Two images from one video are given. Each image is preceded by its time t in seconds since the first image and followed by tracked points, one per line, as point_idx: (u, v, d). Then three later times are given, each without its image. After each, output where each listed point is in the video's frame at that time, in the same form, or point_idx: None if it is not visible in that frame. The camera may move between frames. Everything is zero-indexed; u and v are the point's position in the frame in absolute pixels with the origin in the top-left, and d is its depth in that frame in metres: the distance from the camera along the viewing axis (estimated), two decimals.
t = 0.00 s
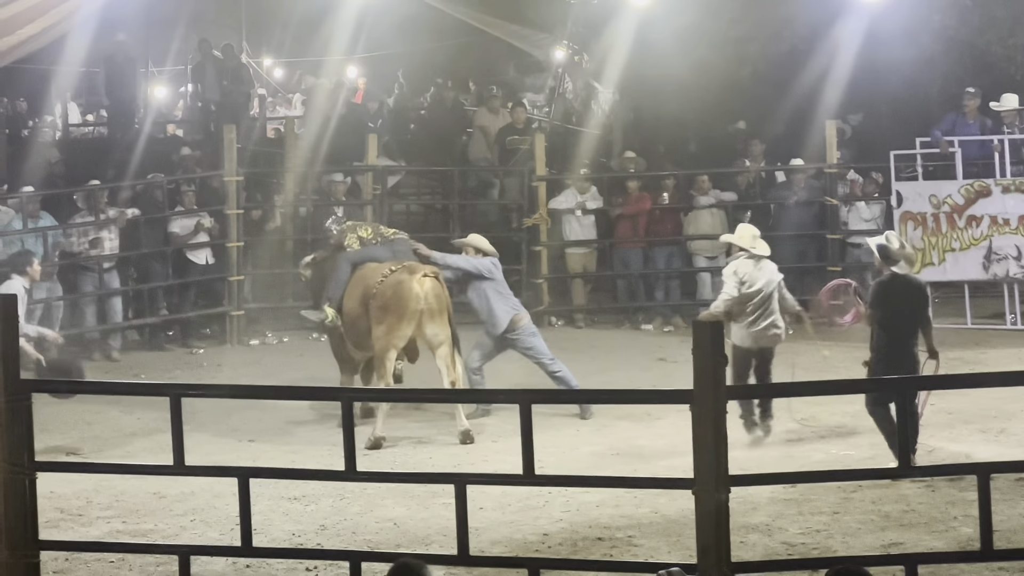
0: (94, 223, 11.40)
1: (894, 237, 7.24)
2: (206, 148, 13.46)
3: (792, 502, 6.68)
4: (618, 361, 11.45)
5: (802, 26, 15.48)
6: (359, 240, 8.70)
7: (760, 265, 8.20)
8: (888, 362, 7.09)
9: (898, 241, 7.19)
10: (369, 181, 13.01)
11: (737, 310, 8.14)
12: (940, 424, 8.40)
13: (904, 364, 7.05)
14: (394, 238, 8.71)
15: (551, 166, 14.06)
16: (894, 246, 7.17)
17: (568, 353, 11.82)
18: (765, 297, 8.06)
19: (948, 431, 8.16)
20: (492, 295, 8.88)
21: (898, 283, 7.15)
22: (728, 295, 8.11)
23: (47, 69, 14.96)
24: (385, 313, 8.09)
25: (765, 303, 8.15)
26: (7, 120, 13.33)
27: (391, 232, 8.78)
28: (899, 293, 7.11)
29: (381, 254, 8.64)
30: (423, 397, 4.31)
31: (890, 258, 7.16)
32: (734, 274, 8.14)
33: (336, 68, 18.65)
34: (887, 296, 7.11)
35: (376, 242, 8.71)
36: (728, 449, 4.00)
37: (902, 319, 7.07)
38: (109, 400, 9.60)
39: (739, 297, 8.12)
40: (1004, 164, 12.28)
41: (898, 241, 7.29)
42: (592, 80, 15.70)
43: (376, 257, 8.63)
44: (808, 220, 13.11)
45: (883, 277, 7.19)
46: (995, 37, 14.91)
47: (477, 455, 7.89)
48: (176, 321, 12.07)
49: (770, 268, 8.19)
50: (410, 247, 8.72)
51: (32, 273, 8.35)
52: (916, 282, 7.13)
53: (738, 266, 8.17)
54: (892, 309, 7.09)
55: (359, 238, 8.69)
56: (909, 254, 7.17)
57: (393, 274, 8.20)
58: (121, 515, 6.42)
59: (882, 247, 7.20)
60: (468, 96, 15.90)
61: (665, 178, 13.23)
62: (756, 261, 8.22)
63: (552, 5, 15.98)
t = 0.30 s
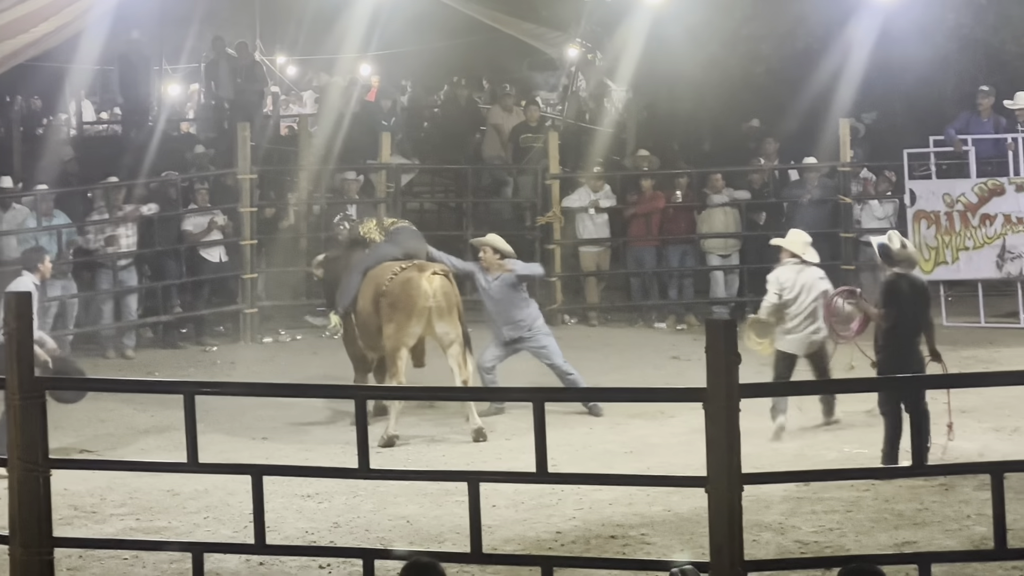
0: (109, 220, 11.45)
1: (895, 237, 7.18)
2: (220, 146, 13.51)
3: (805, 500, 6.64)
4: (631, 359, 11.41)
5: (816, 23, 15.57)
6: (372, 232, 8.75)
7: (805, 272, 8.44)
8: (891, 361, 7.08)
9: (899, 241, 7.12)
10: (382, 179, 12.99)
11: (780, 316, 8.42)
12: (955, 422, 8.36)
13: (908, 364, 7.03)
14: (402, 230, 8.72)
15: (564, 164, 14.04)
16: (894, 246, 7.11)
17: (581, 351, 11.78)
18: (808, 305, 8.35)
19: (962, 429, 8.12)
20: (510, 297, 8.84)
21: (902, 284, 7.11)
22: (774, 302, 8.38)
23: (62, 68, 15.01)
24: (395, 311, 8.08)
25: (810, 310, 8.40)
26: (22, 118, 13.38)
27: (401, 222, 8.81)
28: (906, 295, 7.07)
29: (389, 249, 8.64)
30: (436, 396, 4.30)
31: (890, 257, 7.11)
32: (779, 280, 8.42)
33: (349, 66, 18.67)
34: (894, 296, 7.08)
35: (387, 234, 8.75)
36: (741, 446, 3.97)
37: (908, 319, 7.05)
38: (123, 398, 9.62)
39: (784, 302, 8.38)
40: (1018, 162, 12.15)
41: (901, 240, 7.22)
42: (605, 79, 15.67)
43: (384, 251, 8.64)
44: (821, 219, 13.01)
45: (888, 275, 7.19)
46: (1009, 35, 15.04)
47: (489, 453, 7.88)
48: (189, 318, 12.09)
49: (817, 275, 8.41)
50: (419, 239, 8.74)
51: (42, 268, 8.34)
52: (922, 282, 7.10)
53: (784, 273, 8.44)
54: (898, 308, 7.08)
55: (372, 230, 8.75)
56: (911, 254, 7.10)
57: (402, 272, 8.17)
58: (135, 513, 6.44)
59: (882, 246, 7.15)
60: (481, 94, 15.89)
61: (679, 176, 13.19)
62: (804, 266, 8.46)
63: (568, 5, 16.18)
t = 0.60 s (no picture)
0: (135, 217, 11.50)
1: (912, 235, 7.23)
2: (243, 145, 13.56)
3: (828, 499, 6.58)
4: (652, 357, 11.36)
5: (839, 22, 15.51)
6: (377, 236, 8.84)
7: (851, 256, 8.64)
8: (910, 360, 7.03)
9: (915, 240, 7.17)
10: (405, 177, 12.98)
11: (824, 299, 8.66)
12: (980, 420, 8.27)
13: (927, 361, 6.98)
14: (400, 237, 8.69)
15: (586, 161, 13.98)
16: (910, 244, 7.18)
17: (603, 348, 11.73)
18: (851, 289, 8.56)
19: (988, 428, 8.03)
20: (537, 291, 8.77)
21: (917, 280, 7.04)
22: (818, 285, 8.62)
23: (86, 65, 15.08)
24: (422, 308, 8.06)
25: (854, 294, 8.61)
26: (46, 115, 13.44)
27: (402, 227, 8.75)
28: (921, 293, 6.98)
29: (387, 260, 8.65)
30: (459, 393, 4.27)
31: (906, 256, 7.18)
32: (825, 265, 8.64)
33: (371, 63, 18.67)
34: (909, 295, 7.00)
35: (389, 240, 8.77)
36: (765, 445, 3.93)
37: (925, 318, 6.97)
38: (146, 394, 9.66)
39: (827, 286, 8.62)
40: None
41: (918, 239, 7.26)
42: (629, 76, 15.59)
43: (382, 264, 8.66)
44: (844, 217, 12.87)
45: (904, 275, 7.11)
46: None
47: (512, 451, 7.86)
48: (212, 315, 12.13)
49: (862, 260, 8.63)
50: (417, 245, 8.67)
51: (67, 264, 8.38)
52: (938, 279, 6.99)
53: (830, 256, 8.64)
54: (915, 307, 7.00)
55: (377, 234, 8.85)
56: (927, 252, 7.16)
57: (430, 269, 8.16)
58: (158, 509, 6.45)
59: (898, 245, 7.24)
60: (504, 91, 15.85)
61: (702, 174, 13.11)
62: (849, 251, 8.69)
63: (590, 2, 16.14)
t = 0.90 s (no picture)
0: (157, 211, 11.52)
1: (934, 230, 7.06)
2: (265, 139, 13.60)
3: (850, 495, 6.51)
4: (673, 352, 11.29)
5: (863, 17, 15.07)
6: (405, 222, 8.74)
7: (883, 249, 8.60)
8: (930, 357, 6.98)
9: (938, 235, 7.02)
10: (427, 172, 12.95)
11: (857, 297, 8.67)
12: (1005, 416, 8.18)
13: (948, 359, 6.94)
14: (430, 229, 8.67)
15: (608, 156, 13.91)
16: (933, 240, 7.01)
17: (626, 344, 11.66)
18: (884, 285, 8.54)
19: (1013, 424, 7.94)
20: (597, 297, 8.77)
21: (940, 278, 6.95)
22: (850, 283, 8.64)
23: (108, 59, 15.10)
24: (444, 302, 8.05)
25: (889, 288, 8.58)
26: (68, 109, 13.44)
27: (433, 218, 8.71)
28: (944, 291, 6.91)
29: (415, 252, 8.67)
30: (481, 388, 4.24)
31: (929, 251, 7.00)
32: (858, 262, 8.64)
33: (393, 58, 18.66)
34: (932, 293, 6.91)
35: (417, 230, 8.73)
36: (787, 441, 3.94)
37: (948, 316, 6.91)
38: (167, 388, 9.68)
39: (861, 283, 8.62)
40: None
41: (939, 235, 7.11)
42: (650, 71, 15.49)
43: (410, 255, 8.68)
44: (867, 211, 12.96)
45: (926, 271, 6.99)
46: None
47: (533, 446, 7.83)
48: (234, 309, 12.14)
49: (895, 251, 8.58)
50: (447, 238, 8.67)
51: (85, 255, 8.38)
52: (959, 277, 6.93)
53: (863, 253, 8.64)
54: (936, 305, 6.92)
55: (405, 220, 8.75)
56: (949, 248, 7.01)
57: (453, 264, 8.15)
58: (180, 503, 6.46)
59: (920, 240, 7.05)
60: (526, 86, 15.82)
61: (723, 169, 12.99)
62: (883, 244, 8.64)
63: None
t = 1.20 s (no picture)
0: (184, 205, 11.55)
1: (963, 226, 6.94)
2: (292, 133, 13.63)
3: (877, 491, 6.43)
4: (699, 348, 11.21)
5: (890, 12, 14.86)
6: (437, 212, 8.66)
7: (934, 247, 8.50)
8: (956, 353, 6.89)
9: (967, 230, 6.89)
10: (453, 167, 12.93)
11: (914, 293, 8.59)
12: None
13: (974, 354, 6.86)
14: (463, 225, 8.64)
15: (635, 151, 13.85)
16: (961, 234, 6.88)
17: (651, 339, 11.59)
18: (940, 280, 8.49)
19: None
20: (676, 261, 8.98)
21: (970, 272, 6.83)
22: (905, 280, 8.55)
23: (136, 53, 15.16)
24: (473, 297, 8.02)
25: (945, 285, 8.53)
26: (95, 104, 13.49)
27: (467, 213, 8.66)
28: (972, 288, 6.81)
29: (447, 246, 8.65)
30: (508, 382, 4.20)
31: (956, 245, 6.86)
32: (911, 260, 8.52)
33: (420, 53, 18.66)
34: (960, 291, 6.81)
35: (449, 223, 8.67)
36: (813, 438, 3.89)
37: (976, 314, 6.81)
38: (194, 382, 9.72)
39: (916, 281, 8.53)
40: None
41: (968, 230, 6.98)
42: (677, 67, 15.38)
43: (441, 248, 8.65)
44: (894, 209, 12.72)
45: (954, 267, 6.88)
46: None
47: (559, 441, 7.79)
48: (260, 304, 12.17)
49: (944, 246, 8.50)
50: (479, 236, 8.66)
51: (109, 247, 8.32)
52: (987, 274, 6.82)
53: (915, 251, 8.54)
54: (964, 303, 6.82)
55: (437, 210, 8.65)
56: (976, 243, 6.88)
57: (483, 260, 8.12)
58: (205, 497, 6.47)
59: (949, 234, 6.91)
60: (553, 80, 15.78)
61: (750, 164, 12.88)
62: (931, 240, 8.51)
63: None
